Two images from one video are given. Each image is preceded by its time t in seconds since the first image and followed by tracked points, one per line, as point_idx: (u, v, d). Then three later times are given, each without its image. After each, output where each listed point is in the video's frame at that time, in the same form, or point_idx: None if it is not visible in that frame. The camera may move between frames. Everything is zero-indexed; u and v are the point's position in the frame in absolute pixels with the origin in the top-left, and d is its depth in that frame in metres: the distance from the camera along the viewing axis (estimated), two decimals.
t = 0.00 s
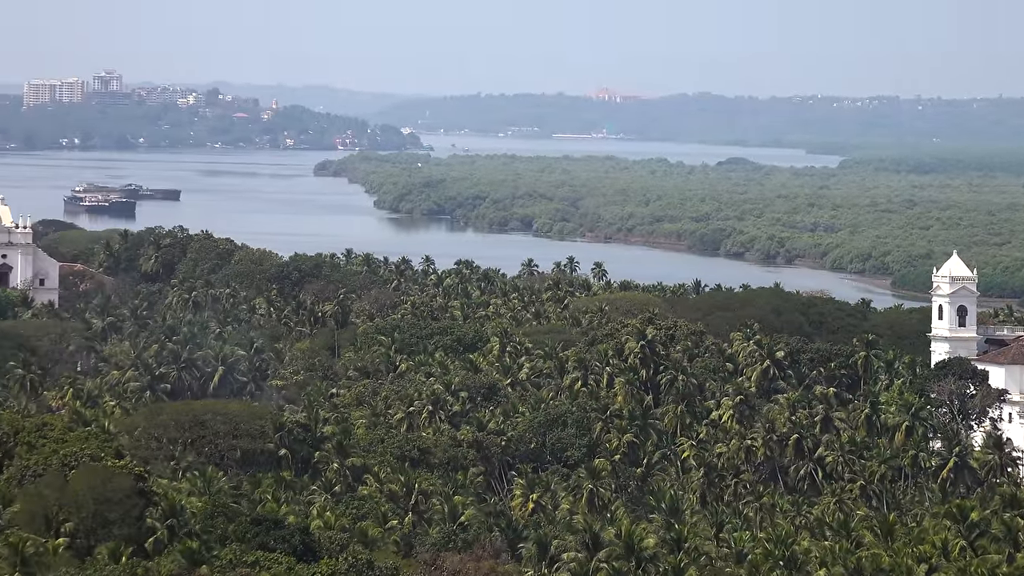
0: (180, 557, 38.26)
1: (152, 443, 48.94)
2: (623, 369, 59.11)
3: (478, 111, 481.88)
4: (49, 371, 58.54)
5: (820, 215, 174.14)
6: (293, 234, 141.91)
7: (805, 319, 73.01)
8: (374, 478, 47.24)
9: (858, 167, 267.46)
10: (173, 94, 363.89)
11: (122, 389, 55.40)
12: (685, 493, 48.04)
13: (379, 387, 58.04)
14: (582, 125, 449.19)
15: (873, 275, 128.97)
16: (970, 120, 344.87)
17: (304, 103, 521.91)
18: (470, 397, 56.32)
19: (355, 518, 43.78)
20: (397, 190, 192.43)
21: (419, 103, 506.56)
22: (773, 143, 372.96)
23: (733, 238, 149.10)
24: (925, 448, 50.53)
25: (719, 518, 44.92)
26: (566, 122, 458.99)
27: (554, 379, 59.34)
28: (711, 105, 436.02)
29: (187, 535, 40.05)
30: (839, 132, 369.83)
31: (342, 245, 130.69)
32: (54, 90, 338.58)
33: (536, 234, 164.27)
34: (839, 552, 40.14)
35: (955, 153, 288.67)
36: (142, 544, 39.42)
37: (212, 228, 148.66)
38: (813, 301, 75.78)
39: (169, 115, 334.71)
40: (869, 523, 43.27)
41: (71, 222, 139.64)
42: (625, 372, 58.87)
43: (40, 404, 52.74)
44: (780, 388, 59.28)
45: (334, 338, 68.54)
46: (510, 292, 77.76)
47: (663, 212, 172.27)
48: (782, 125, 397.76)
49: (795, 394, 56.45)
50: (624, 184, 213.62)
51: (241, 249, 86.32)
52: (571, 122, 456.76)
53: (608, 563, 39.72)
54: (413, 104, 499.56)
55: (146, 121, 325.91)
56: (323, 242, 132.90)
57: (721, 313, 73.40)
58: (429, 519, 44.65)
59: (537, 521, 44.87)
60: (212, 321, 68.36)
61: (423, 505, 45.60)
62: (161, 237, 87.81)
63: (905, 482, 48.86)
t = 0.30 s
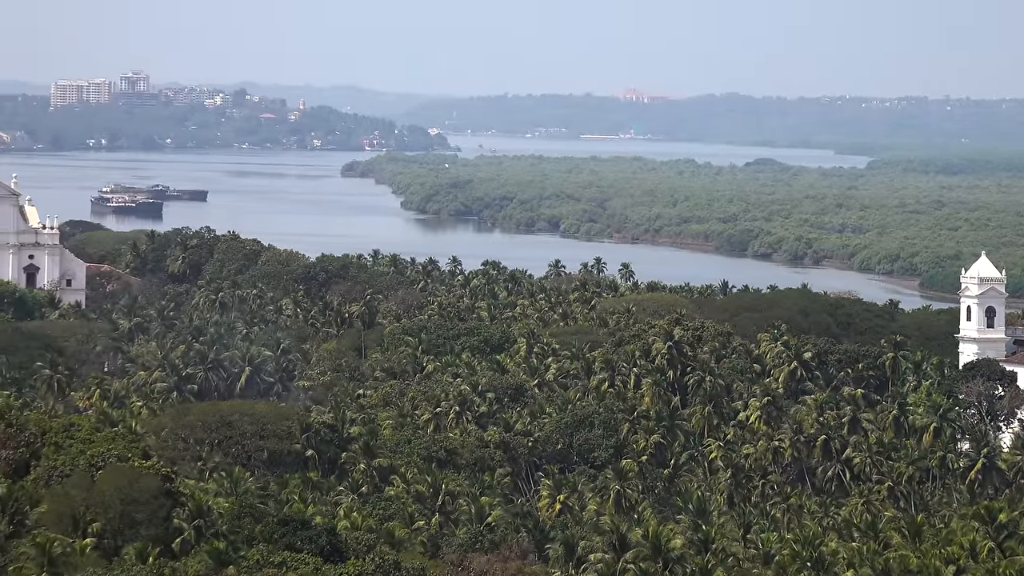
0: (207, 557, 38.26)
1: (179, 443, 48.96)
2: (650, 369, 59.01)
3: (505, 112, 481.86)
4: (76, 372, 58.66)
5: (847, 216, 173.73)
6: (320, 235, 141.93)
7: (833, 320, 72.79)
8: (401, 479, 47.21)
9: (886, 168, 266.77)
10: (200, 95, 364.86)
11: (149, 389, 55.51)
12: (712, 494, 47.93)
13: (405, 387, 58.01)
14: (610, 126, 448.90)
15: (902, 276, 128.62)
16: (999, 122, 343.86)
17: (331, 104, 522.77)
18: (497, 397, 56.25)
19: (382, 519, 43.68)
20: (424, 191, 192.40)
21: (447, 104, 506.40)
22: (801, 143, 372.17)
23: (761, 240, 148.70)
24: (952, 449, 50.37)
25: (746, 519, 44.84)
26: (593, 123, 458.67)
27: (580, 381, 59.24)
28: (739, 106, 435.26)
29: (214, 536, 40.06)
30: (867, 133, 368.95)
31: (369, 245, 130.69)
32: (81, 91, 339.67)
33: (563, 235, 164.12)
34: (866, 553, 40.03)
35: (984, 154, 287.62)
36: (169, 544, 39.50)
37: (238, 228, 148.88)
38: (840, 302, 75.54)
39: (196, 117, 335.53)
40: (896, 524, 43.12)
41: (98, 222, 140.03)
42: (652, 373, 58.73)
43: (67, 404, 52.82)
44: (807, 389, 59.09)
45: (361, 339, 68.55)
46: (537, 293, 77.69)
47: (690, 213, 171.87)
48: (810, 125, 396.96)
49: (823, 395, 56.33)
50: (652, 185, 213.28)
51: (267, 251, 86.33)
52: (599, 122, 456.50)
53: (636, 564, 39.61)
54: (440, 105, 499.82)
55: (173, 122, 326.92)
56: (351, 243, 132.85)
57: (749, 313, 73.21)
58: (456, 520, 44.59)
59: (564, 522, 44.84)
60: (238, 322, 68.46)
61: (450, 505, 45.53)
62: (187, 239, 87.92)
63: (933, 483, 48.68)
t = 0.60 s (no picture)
0: (234, 557, 38.27)
1: (206, 443, 48.94)
2: (677, 370, 58.85)
3: (532, 112, 481.67)
4: (104, 372, 58.74)
5: (874, 217, 173.20)
6: (346, 236, 141.97)
7: (860, 321, 72.54)
8: (428, 479, 47.14)
9: (914, 168, 265.73)
10: (227, 95, 365.64)
11: (176, 389, 55.55)
12: (739, 495, 47.78)
13: (432, 388, 57.92)
14: (637, 126, 448.37)
15: (930, 277, 128.09)
16: None
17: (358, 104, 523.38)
18: (524, 398, 56.15)
19: (409, 519, 43.59)
20: (451, 191, 192.36)
21: (475, 104, 506.39)
22: (829, 143, 371.11)
23: (788, 241, 148.22)
24: (980, 449, 50.20)
25: (773, 520, 44.67)
26: (620, 123, 458.16)
27: (608, 381, 59.08)
28: (767, 106, 434.21)
29: (241, 535, 40.05)
30: (894, 133, 367.79)
31: (396, 246, 130.72)
32: (108, 91, 340.74)
33: (590, 235, 163.91)
34: (894, 554, 39.88)
35: (1012, 155, 286.34)
36: (196, 545, 39.58)
37: (265, 229, 149.18)
38: (868, 303, 75.25)
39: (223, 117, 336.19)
40: (924, 525, 42.91)
41: (125, 223, 140.42)
42: (680, 374, 58.56)
43: (95, 405, 52.93)
44: (835, 390, 58.87)
45: (388, 339, 68.51)
46: (564, 294, 77.55)
47: (717, 214, 171.46)
48: (838, 126, 395.79)
49: (851, 395, 56.14)
50: (679, 186, 212.86)
51: (294, 251, 86.41)
52: (626, 122, 456.00)
53: (663, 565, 39.48)
54: (467, 105, 500.03)
55: (200, 122, 327.66)
56: (378, 244, 132.81)
57: (776, 314, 72.95)
58: (483, 521, 44.49)
59: (591, 523, 44.76)
60: (266, 322, 68.57)
61: (477, 505, 45.44)
62: (214, 239, 88.00)
63: (960, 484, 48.53)
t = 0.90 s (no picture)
0: (262, 557, 38.22)
1: (233, 442, 48.79)
2: (705, 370, 58.66)
3: (560, 113, 481.54)
4: (131, 372, 58.82)
5: (902, 217, 172.63)
6: (374, 236, 142.06)
7: (887, 321, 72.28)
8: (455, 479, 46.99)
9: (941, 168, 264.75)
10: (254, 96, 366.52)
11: (204, 389, 55.54)
12: (766, 495, 47.59)
13: (460, 388, 57.78)
14: (664, 126, 447.88)
15: (958, 278, 127.68)
16: None
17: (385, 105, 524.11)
18: (551, 398, 56.04)
19: (437, 519, 43.48)
20: (478, 191, 192.32)
21: (502, 105, 506.44)
22: (857, 143, 370.16)
23: (815, 241, 147.77)
24: (1008, 451, 49.97)
25: (800, 520, 44.48)
26: (647, 123, 457.80)
27: (635, 381, 58.87)
28: (794, 106, 433.26)
29: (269, 536, 40.01)
30: (922, 133, 366.63)
31: (424, 246, 130.80)
32: (137, 92, 341.79)
33: (617, 235, 163.75)
34: (921, 555, 39.73)
35: None
36: (224, 545, 39.54)
37: (293, 228, 149.34)
38: (895, 303, 74.96)
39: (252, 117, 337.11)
40: (952, 526, 42.72)
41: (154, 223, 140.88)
42: (707, 374, 58.37)
43: (123, 406, 53.00)
44: (863, 390, 58.63)
45: (415, 339, 68.41)
46: (591, 294, 77.44)
47: (746, 214, 171.06)
48: (866, 125, 394.72)
49: (878, 395, 55.91)
50: (707, 186, 212.62)
51: (322, 251, 86.47)
52: (653, 122, 455.57)
53: (690, 565, 39.34)
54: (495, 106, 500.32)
55: (228, 123, 328.40)
56: (406, 244, 132.85)
57: (803, 314, 72.64)
58: (511, 521, 44.35)
59: (619, 522, 44.63)
60: (293, 322, 68.62)
61: (505, 505, 45.33)
62: (242, 239, 88.07)
63: (988, 485, 48.31)
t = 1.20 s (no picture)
0: (290, 557, 38.18)
1: (262, 442, 48.79)
2: (733, 370, 58.52)
3: (588, 112, 481.33)
4: (159, 371, 58.84)
5: (930, 217, 171.97)
6: (402, 236, 142.12)
7: (915, 321, 71.99)
8: (483, 479, 46.89)
9: (970, 169, 263.71)
10: (282, 96, 367.39)
11: (232, 389, 55.59)
12: (795, 495, 47.41)
13: (488, 388, 57.72)
14: (692, 126, 447.24)
15: (986, 278, 127.16)
16: None
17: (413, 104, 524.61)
18: (579, 398, 55.92)
19: (465, 519, 43.40)
20: (506, 191, 192.28)
21: (530, 104, 506.56)
22: (884, 143, 368.95)
23: (843, 241, 147.26)
24: None
25: (828, 520, 44.32)
26: (675, 123, 457.20)
27: (663, 381, 58.71)
28: (823, 106, 432.13)
29: (297, 536, 39.96)
30: (950, 133, 365.30)
31: (452, 246, 130.82)
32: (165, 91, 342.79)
33: (645, 235, 163.51)
34: (950, 555, 39.54)
35: None
36: (252, 545, 39.51)
37: (321, 228, 149.43)
38: (923, 303, 74.66)
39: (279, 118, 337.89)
40: (981, 526, 42.51)
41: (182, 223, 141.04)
42: (735, 374, 58.24)
43: (151, 405, 53.01)
44: (891, 391, 58.46)
45: (443, 339, 68.37)
46: (619, 294, 77.30)
47: (773, 214, 170.72)
48: (894, 125, 393.45)
49: (906, 396, 55.73)
50: (735, 186, 212.23)
51: (350, 251, 86.51)
52: (681, 122, 454.93)
53: (718, 564, 39.17)
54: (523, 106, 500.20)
55: (256, 123, 329.10)
56: (435, 244, 132.91)
57: (831, 314, 72.37)
58: (539, 520, 44.24)
59: (646, 522, 44.50)
60: (321, 322, 68.62)
61: (533, 506, 45.25)
62: (270, 238, 88.15)
63: (1017, 486, 48.14)
